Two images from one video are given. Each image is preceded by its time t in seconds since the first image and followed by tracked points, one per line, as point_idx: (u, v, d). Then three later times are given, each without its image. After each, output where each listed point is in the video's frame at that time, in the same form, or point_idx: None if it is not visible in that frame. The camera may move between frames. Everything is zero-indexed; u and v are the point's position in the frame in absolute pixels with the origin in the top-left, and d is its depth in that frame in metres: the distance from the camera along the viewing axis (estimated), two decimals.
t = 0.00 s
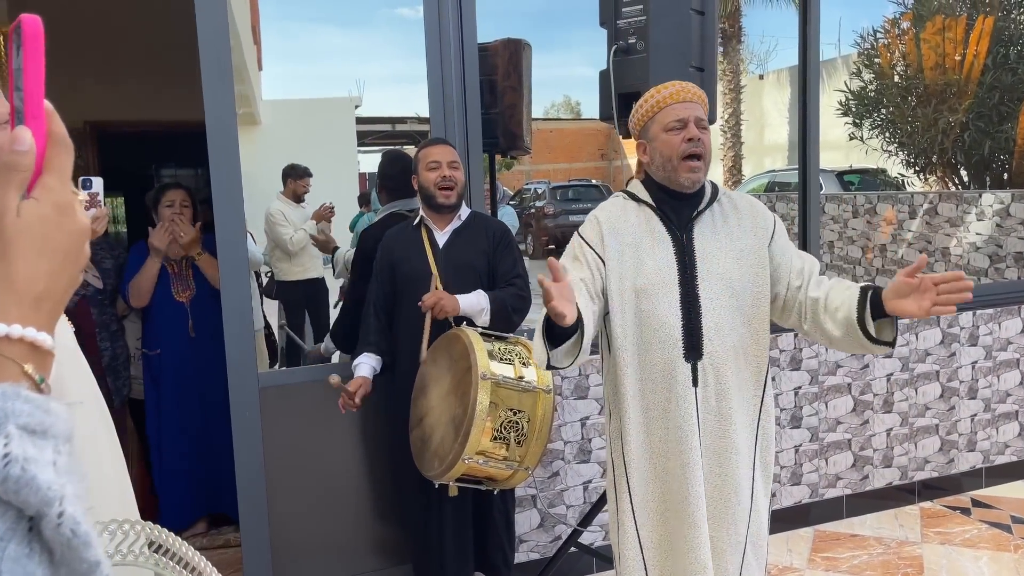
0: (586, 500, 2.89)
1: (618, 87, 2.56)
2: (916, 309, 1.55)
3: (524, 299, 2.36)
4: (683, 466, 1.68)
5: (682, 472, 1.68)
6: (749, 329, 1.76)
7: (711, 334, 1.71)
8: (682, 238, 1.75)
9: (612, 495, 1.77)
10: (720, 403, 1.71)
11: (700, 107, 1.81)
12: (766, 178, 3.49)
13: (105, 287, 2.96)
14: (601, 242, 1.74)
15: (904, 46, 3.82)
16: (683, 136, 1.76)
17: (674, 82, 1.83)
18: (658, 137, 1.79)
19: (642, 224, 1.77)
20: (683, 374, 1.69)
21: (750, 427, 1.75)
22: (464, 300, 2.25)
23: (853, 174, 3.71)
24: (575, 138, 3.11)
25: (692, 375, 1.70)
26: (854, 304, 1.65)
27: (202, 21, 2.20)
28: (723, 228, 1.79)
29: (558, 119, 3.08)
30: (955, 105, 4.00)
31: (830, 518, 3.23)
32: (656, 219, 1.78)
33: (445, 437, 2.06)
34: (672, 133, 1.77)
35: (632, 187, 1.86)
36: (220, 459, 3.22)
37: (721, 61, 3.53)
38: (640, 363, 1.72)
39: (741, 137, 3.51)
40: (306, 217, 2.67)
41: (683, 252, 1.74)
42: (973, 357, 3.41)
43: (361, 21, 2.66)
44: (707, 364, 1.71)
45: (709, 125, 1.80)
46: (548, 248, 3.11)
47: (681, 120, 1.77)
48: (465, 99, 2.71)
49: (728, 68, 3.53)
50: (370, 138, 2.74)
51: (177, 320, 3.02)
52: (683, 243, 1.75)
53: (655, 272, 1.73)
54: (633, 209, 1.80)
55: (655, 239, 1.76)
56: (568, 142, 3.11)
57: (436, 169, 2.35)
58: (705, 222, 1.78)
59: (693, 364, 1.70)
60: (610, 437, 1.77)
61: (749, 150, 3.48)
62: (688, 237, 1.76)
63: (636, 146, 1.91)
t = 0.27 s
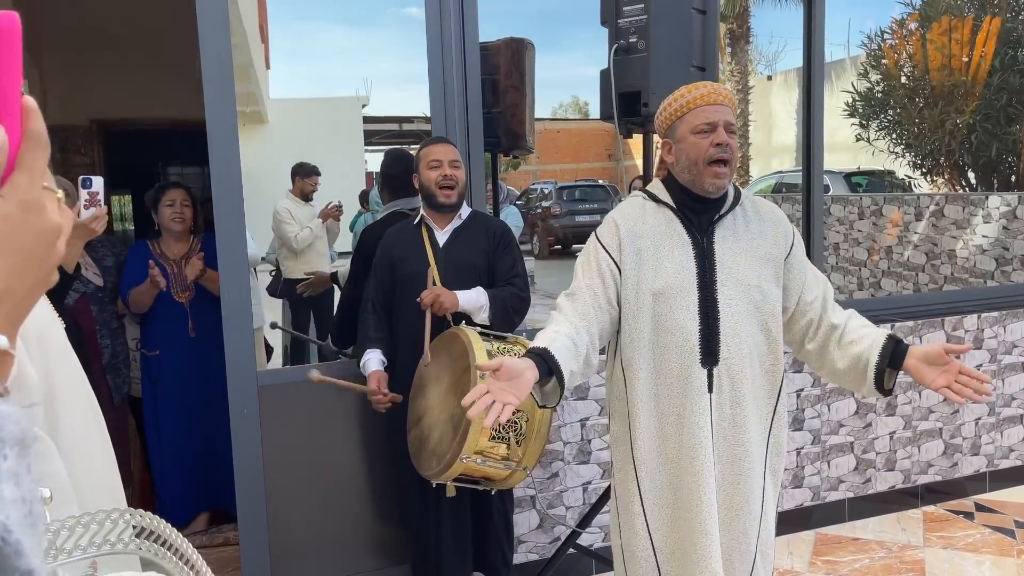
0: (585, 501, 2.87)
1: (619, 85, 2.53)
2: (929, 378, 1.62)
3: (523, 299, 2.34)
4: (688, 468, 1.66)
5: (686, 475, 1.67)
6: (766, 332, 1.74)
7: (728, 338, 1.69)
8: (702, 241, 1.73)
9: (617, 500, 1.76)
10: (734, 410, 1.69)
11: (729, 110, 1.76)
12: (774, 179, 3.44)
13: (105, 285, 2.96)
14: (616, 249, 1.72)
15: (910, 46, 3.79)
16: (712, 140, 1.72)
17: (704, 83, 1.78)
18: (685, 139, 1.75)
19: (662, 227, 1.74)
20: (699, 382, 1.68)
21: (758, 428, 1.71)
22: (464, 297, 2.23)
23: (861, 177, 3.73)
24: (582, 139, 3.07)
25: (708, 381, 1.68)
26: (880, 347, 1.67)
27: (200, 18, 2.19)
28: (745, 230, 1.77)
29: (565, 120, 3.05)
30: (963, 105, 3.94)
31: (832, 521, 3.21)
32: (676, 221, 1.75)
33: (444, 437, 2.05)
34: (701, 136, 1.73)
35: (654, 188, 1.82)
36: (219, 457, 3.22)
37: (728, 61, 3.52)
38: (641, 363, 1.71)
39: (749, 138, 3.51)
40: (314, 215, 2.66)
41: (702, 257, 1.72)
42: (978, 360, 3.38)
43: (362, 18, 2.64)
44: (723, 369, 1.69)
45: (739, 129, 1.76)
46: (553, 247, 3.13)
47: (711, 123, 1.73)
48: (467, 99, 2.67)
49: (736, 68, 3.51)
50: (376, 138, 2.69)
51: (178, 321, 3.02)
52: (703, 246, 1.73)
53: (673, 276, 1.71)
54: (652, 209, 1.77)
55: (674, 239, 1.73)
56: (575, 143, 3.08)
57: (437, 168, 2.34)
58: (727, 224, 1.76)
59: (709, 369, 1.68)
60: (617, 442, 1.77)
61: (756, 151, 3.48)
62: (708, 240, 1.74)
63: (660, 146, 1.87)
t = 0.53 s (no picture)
0: (577, 498, 2.87)
1: (610, 82, 2.52)
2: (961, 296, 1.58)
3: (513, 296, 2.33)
4: (680, 463, 1.66)
5: (679, 469, 1.67)
6: (763, 328, 1.73)
7: (728, 332, 1.67)
8: (702, 234, 1.71)
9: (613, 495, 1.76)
10: (733, 404, 1.67)
11: (725, 104, 1.74)
12: (771, 177, 3.42)
13: (94, 281, 2.95)
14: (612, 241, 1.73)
15: (905, 45, 3.80)
16: (706, 132, 1.70)
17: (702, 77, 1.77)
18: (681, 133, 1.74)
19: (663, 219, 1.74)
20: (699, 377, 1.65)
21: (752, 425, 1.68)
22: (454, 293, 2.22)
23: (858, 174, 3.71)
24: (580, 137, 3.04)
25: (706, 373, 1.66)
26: (899, 292, 1.66)
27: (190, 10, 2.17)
28: (746, 225, 1.75)
29: (563, 117, 3.04)
30: (958, 105, 3.93)
31: (824, 520, 3.21)
32: (677, 214, 1.74)
33: (434, 434, 2.04)
34: (695, 129, 1.72)
35: (656, 183, 1.81)
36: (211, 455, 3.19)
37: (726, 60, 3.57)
38: (630, 359, 1.71)
39: (747, 137, 3.46)
40: (308, 212, 2.65)
41: (702, 248, 1.70)
42: (970, 359, 3.38)
43: (354, 13, 2.63)
44: (722, 362, 1.67)
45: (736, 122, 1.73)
46: (551, 245, 3.07)
47: (705, 116, 1.72)
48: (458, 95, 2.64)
49: (733, 67, 3.54)
50: (373, 136, 2.65)
51: (167, 318, 2.98)
52: (703, 239, 1.71)
53: (673, 268, 1.70)
54: (652, 203, 1.76)
55: (674, 232, 1.72)
56: (573, 140, 3.05)
57: (429, 164, 2.30)
58: (728, 218, 1.74)
59: (707, 361, 1.66)
60: (611, 436, 1.77)
61: (754, 150, 3.43)
62: (708, 234, 1.72)
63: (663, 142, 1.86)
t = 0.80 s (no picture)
0: (562, 492, 2.88)
1: (595, 78, 2.51)
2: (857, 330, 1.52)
3: (499, 291, 2.34)
4: (663, 458, 1.67)
5: (661, 464, 1.67)
6: (743, 328, 1.70)
7: (701, 330, 1.66)
8: (681, 233, 1.72)
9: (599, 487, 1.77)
10: (706, 401, 1.66)
11: (696, 103, 1.73)
12: (757, 175, 3.42)
13: (76, 276, 2.95)
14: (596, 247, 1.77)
15: (889, 42, 3.83)
16: (672, 135, 1.71)
17: (679, 77, 1.77)
18: (655, 135, 1.77)
19: (646, 219, 1.75)
20: (672, 371, 1.66)
21: (737, 418, 1.68)
22: (439, 290, 2.22)
23: (843, 172, 3.76)
24: (569, 134, 3.05)
25: (679, 369, 1.66)
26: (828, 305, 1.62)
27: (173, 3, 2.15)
28: (730, 224, 1.73)
29: (553, 113, 3.05)
30: (940, 102, 3.97)
31: (807, 513, 3.24)
32: (659, 214, 1.75)
33: (416, 429, 2.05)
34: (664, 132, 1.74)
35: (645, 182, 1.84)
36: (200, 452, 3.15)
37: (716, 57, 3.66)
38: (615, 352, 1.73)
39: (735, 134, 3.51)
40: (294, 207, 2.61)
41: (681, 246, 1.71)
42: (951, 353, 3.42)
43: (339, 6, 2.61)
44: (695, 360, 1.66)
45: (705, 122, 1.71)
46: (539, 242, 3.12)
47: (672, 119, 1.72)
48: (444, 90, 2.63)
49: (722, 64, 3.64)
50: (364, 130, 2.64)
51: (153, 313, 2.94)
52: (683, 238, 1.71)
53: (651, 265, 1.71)
54: (637, 204, 1.79)
55: (656, 230, 1.73)
56: (562, 136, 3.07)
57: (414, 157, 2.30)
58: (712, 217, 1.73)
59: (680, 357, 1.66)
60: (597, 428, 1.80)
61: (742, 147, 3.47)
62: (689, 233, 1.72)
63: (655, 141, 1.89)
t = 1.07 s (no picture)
0: (543, 482, 2.91)
1: (575, 70, 2.54)
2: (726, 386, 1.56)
3: (482, 281, 2.36)
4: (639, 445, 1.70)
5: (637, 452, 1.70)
6: (702, 319, 1.68)
7: (654, 321, 1.67)
8: (645, 225, 1.72)
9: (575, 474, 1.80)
10: (659, 394, 1.67)
11: (644, 94, 1.69)
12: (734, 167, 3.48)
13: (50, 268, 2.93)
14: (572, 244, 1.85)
15: (863, 36, 3.89)
16: (618, 126, 1.73)
17: (643, 66, 1.74)
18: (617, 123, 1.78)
19: (612, 204, 1.78)
20: (627, 360, 1.69)
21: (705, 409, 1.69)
22: (421, 275, 2.23)
23: (818, 164, 3.84)
24: (546, 126, 3.04)
25: (631, 358, 1.68)
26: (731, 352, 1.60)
27: None
28: (693, 213, 1.71)
29: (532, 106, 3.04)
30: (912, 95, 4.02)
31: (783, 500, 3.30)
32: (625, 202, 1.76)
33: (397, 419, 2.06)
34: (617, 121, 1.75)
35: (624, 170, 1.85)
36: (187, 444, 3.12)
37: (692, 50, 3.63)
38: (592, 341, 1.76)
39: (712, 127, 3.50)
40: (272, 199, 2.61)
41: (643, 237, 1.71)
42: (922, 343, 3.49)
43: None
44: (648, 351, 1.68)
45: (647, 114, 1.67)
46: (519, 233, 3.11)
47: (621, 109, 1.73)
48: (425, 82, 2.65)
49: (699, 56, 3.61)
50: (341, 122, 2.63)
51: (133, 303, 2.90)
52: (645, 229, 1.71)
53: (613, 256, 1.73)
54: (604, 196, 1.81)
55: (621, 217, 1.75)
56: (541, 129, 3.07)
57: (395, 148, 2.29)
58: (677, 205, 1.71)
59: (632, 348, 1.68)
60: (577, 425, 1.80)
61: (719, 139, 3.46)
62: (653, 224, 1.71)
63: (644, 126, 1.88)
